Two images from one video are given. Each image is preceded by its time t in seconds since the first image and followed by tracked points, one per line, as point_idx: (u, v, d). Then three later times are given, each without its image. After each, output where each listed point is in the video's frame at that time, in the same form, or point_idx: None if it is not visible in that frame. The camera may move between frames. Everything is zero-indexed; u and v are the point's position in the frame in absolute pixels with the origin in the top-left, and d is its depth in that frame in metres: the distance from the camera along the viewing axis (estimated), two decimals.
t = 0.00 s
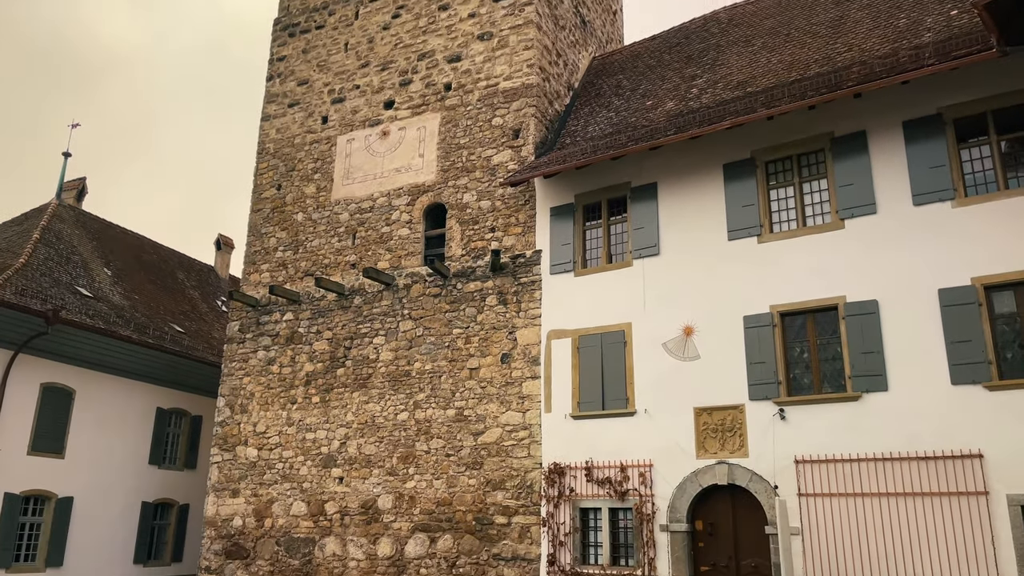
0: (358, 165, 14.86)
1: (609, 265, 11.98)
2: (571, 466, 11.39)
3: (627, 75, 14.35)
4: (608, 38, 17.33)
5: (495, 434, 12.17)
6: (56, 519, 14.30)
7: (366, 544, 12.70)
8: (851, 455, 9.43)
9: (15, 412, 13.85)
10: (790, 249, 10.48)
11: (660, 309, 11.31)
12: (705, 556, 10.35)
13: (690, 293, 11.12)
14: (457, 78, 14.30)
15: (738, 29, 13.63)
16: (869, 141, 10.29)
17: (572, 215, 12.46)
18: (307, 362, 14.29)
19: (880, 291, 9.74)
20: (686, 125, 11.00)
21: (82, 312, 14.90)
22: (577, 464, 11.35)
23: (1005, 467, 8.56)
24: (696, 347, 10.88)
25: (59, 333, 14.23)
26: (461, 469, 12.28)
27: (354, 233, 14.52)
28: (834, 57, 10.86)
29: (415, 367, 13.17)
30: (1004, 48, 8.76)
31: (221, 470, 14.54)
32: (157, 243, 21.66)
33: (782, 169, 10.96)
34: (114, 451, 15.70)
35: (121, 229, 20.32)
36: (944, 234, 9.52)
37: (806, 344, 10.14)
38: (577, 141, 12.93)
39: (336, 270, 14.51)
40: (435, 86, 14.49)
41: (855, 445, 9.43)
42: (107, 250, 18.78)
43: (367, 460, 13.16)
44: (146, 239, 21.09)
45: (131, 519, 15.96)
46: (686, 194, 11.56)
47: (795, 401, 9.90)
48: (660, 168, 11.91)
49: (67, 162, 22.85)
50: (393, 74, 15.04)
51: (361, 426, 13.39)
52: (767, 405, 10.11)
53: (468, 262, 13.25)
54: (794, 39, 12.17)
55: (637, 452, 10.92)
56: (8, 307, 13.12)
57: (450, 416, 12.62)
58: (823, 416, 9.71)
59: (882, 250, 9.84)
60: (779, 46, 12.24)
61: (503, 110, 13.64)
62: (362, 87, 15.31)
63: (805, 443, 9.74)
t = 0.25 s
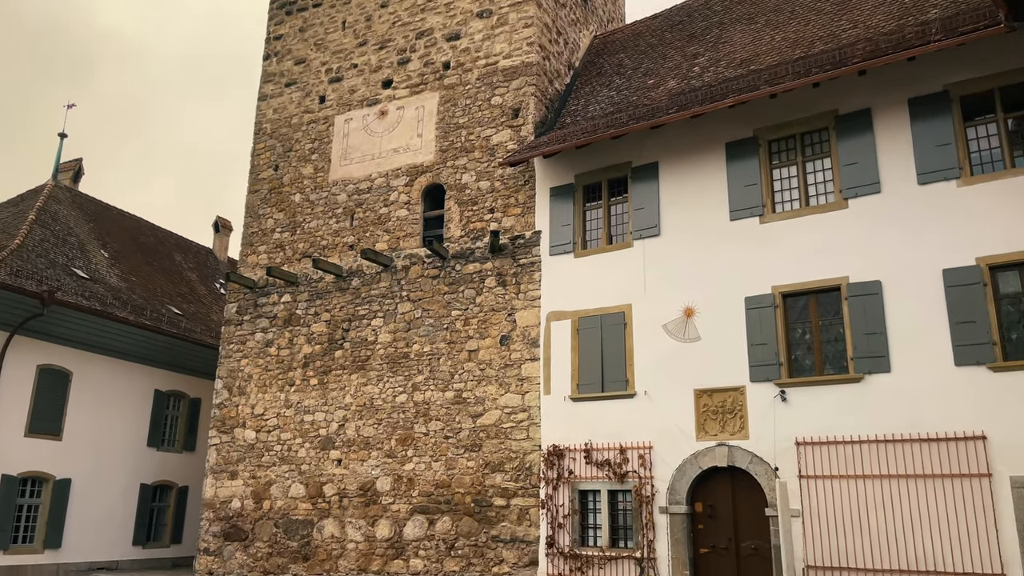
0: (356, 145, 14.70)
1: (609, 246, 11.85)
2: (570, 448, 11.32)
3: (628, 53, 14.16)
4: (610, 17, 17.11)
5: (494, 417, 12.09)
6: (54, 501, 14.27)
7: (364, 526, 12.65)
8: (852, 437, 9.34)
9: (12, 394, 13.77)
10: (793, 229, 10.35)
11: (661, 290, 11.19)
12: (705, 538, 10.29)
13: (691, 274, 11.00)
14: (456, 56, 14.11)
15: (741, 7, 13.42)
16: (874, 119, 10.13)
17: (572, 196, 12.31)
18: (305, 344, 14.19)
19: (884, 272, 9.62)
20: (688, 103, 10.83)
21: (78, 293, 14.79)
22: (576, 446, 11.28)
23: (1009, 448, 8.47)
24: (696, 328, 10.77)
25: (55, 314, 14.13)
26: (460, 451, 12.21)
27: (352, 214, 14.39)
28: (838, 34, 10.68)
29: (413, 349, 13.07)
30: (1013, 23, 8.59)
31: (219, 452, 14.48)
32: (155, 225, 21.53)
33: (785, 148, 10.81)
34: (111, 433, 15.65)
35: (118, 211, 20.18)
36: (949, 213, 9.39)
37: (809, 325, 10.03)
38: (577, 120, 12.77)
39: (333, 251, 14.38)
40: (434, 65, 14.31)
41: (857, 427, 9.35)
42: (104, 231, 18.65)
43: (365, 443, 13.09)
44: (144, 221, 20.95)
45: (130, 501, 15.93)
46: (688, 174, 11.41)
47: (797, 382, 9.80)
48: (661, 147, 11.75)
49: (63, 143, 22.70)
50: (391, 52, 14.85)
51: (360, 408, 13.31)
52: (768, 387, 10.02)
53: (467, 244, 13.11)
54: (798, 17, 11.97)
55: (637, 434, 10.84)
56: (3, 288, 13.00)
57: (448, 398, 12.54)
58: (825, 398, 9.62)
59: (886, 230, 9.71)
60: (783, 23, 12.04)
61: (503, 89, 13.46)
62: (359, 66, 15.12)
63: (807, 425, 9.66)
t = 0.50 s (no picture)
0: (353, 126, 14.52)
1: (610, 228, 11.69)
2: (570, 432, 11.22)
3: (630, 32, 13.94)
4: None
5: (494, 400, 11.98)
6: (52, 485, 14.22)
7: (363, 510, 12.58)
8: (855, 421, 9.24)
9: (8, 378, 13.68)
10: (797, 210, 10.19)
11: (662, 273, 11.05)
12: (705, 522, 10.22)
13: (693, 256, 10.85)
14: (455, 35, 13.90)
15: None
16: (880, 97, 9.94)
17: (572, 177, 12.14)
18: (304, 328, 14.07)
19: (889, 253, 9.48)
20: (690, 82, 10.65)
21: (74, 276, 14.66)
22: (576, 430, 11.18)
23: (1015, 432, 8.36)
24: (698, 311, 10.64)
25: (51, 297, 14.00)
26: (459, 435, 12.12)
27: (350, 196, 14.23)
28: (844, 11, 10.47)
29: (412, 332, 12.95)
30: None
31: (218, 436, 14.41)
32: (153, 207, 21.37)
33: (789, 128, 10.63)
34: (109, 417, 15.58)
35: (115, 194, 20.02)
36: (956, 193, 9.23)
37: (812, 308, 9.90)
38: (578, 100, 12.58)
39: (332, 234, 14.24)
40: (432, 44, 14.10)
41: (860, 410, 9.24)
42: (101, 214, 18.49)
43: (364, 426, 12.99)
44: (141, 204, 20.79)
45: (129, 484, 15.89)
46: (690, 154, 11.24)
47: (800, 365, 9.69)
48: (663, 127, 11.57)
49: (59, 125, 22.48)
50: (389, 32, 14.64)
51: (358, 392, 13.21)
52: (770, 370, 9.91)
53: (466, 226, 12.95)
54: None
55: (638, 418, 10.74)
56: None
57: (447, 382, 12.43)
58: (828, 381, 9.50)
59: (892, 211, 9.56)
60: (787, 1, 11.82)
61: (502, 68, 13.26)
62: (357, 45, 14.92)
63: (809, 408, 9.55)
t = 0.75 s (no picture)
0: (351, 106, 14.36)
1: (610, 208, 11.56)
2: (569, 415, 11.15)
3: (631, 10, 13.72)
4: None
5: (493, 383, 11.90)
6: (51, 468, 14.18)
7: (363, 493, 12.54)
8: (858, 402, 9.15)
9: (5, 360, 13.61)
10: (800, 189, 10.06)
11: (663, 254, 10.93)
12: (705, 505, 10.16)
13: (694, 236, 10.73)
14: (453, 14, 13.70)
15: None
16: (885, 74, 9.77)
17: (572, 157, 11.99)
18: (302, 311, 13.97)
19: (893, 233, 9.35)
20: (691, 59, 10.47)
21: (71, 259, 14.56)
22: (575, 413, 11.10)
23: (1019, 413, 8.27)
24: (699, 292, 10.53)
25: (47, 280, 13.90)
26: (458, 418, 12.05)
27: (347, 177, 14.09)
28: None
29: (411, 315, 12.85)
30: None
31: (217, 419, 14.35)
32: (151, 190, 21.23)
33: (792, 106, 10.47)
34: (108, 400, 15.53)
35: (112, 176, 19.88)
36: (961, 172, 9.09)
37: (814, 289, 9.79)
38: (578, 79, 12.40)
39: (330, 216, 14.11)
40: (430, 23, 13.90)
41: (863, 392, 9.15)
42: (98, 196, 18.36)
43: (363, 409, 12.92)
44: (139, 186, 20.65)
45: (129, 467, 15.86)
46: (692, 134, 11.08)
47: (802, 347, 9.59)
48: (664, 106, 11.40)
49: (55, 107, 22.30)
50: (386, 10, 14.44)
51: (357, 375, 13.12)
52: (772, 351, 9.81)
53: (465, 207, 12.81)
54: None
55: (638, 400, 10.66)
56: None
57: (447, 364, 12.35)
58: (830, 363, 9.41)
59: (896, 190, 9.42)
60: None
61: (501, 47, 13.07)
62: (354, 24, 14.72)
63: (811, 390, 9.46)
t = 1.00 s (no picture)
0: (348, 84, 14.18)
1: (611, 186, 11.41)
2: (569, 394, 11.08)
3: None
4: None
5: (492, 362, 11.81)
6: (49, 448, 14.16)
7: (362, 472, 12.50)
8: (860, 381, 9.07)
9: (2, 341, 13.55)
10: (803, 166, 9.91)
11: (663, 232, 10.80)
12: (706, 484, 10.10)
13: (695, 214, 10.60)
14: None
15: None
16: (891, 48, 9.59)
17: (572, 135, 11.83)
18: (300, 291, 13.87)
19: (897, 210, 9.23)
20: (693, 33, 10.29)
21: (67, 238, 14.45)
22: (575, 392, 11.03)
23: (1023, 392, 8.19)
24: (700, 271, 10.41)
25: (43, 260, 13.81)
26: (457, 398, 11.97)
27: (345, 156, 13.94)
28: None
29: (410, 294, 12.74)
30: None
31: (216, 399, 14.30)
32: (149, 170, 21.08)
33: (796, 81, 10.29)
34: (107, 380, 15.48)
35: (110, 155, 19.73)
36: (967, 148, 8.95)
37: (817, 267, 9.68)
38: (578, 54, 12.21)
39: (327, 195, 13.97)
40: None
41: (865, 371, 9.06)
42: (95, 176, 18.22)
43: (362, 389, 12.85)
44: (137, 166, 20.51)
45: (128, 447, 15.85)
46: (694, 110, 10.91)
47: (803, 325, 9.50)
48: (665, 82, 11.23)
49: (52, 85, 22.10)
50: None
51: (356, 355, 13.04)
52: (773, 330, 9.71)
53: (464, 186, 12.66)
54: None
55: (638, 379, 10.57)
56: None
57: (446, 344, 12.26)
58: (832, 342, 9.32)
59: (901, 166, 9.29)
60: None
61: (501, 22, 12.87)
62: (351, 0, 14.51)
63: (813, 369, 9.38)
